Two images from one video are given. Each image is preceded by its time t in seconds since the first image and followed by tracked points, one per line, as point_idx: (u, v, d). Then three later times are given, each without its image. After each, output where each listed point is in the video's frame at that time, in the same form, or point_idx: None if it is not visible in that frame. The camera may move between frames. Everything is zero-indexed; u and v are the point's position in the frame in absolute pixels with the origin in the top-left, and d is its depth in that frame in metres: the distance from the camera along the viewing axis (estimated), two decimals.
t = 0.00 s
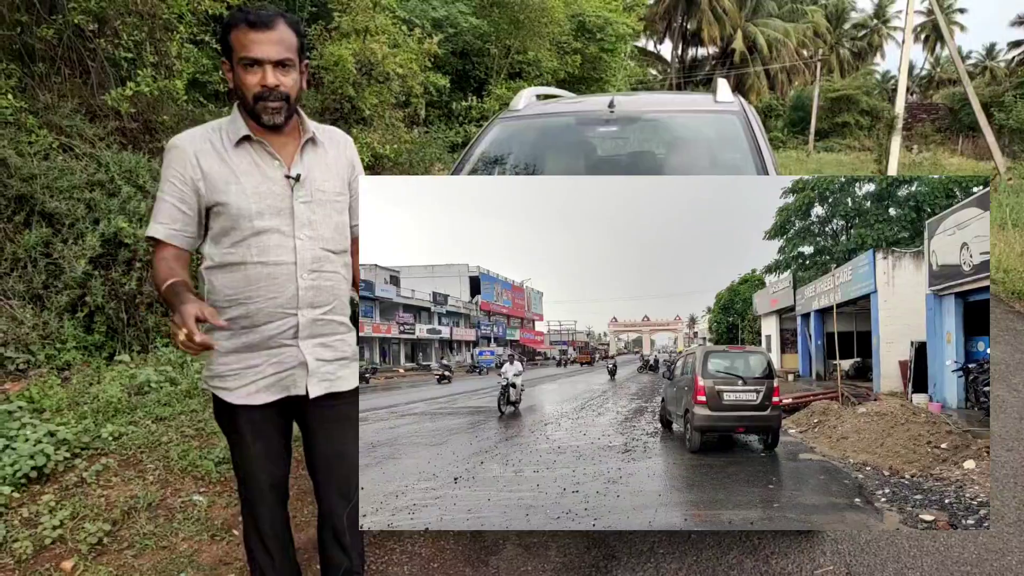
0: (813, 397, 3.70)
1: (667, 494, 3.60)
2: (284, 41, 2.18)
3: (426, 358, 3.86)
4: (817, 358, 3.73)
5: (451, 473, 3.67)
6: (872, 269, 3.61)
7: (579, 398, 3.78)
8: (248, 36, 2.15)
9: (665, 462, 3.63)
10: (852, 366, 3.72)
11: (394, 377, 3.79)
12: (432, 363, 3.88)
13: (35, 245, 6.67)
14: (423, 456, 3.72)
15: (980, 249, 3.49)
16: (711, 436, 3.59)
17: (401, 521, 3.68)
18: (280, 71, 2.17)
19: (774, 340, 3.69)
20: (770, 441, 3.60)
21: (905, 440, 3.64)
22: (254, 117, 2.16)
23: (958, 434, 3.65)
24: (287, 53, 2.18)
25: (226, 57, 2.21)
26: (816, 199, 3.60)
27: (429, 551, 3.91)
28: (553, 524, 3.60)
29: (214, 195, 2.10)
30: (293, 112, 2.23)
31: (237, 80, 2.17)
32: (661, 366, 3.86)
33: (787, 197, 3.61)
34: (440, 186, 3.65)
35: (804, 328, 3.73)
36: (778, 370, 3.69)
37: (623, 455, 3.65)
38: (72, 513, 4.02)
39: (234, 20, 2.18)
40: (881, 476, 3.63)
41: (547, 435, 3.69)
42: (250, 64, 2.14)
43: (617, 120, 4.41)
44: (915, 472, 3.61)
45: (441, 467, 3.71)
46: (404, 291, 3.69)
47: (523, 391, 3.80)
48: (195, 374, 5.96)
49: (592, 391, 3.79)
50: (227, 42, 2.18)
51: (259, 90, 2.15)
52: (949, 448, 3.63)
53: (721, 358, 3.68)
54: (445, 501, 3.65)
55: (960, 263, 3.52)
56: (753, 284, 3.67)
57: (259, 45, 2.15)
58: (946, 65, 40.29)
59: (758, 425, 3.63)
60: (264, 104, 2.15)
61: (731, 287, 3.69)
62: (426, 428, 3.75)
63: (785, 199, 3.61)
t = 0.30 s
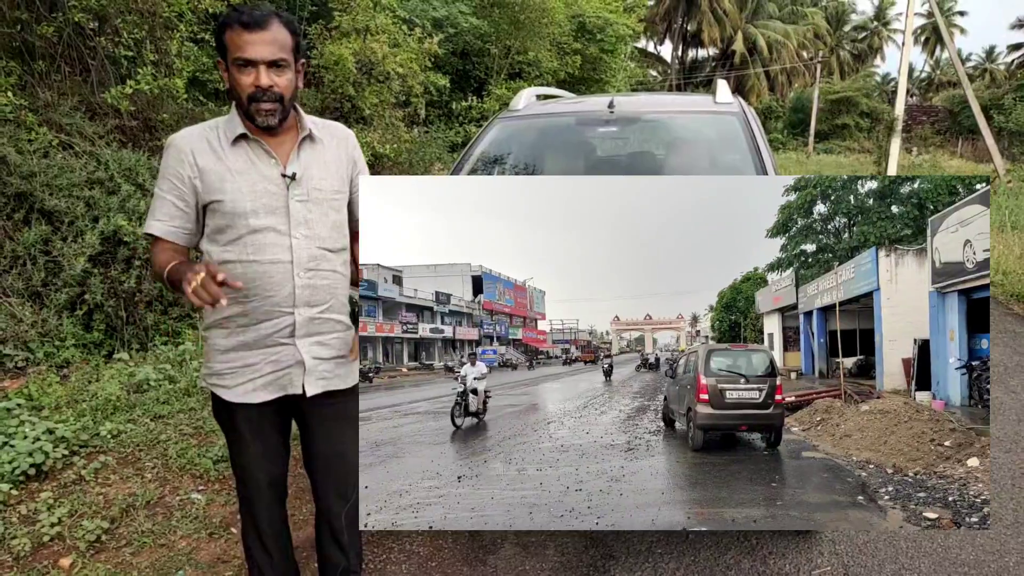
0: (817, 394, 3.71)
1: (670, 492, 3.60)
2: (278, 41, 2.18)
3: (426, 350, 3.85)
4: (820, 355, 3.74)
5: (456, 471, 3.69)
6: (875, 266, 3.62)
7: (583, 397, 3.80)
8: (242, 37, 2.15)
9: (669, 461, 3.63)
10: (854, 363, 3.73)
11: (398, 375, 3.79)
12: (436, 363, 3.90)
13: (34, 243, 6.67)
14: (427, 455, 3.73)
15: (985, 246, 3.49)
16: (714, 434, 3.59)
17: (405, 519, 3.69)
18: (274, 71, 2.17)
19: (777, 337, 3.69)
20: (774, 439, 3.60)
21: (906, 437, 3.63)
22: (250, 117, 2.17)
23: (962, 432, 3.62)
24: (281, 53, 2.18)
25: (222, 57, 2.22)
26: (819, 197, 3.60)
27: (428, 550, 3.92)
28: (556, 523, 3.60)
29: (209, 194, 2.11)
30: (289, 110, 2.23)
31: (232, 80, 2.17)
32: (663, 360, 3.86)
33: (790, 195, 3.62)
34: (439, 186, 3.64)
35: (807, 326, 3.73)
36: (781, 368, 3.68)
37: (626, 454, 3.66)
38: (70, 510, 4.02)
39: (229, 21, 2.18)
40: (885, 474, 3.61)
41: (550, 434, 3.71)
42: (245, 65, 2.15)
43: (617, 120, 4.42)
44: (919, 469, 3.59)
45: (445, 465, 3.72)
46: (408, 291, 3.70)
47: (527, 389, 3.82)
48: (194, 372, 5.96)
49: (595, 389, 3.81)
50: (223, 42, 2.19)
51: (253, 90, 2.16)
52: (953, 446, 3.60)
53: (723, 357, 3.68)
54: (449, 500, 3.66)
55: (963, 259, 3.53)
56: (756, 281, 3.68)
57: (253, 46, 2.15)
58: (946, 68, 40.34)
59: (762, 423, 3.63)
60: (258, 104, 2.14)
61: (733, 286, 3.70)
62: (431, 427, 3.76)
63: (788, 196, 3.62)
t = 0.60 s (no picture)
0: (818, 393, 3.67)
1: (672, 491, 3.61)
2: (274, 41, 2.17)
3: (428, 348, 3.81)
4: (822, 355, 3.71)
5: (457, 470, 3.68)
6: (876, 265, 3.63)
7: (584, 396, 3.78)
8: (239, 38, 2.14)
9: (670, 459, 3.63)
10: (857, 363, 3.70)
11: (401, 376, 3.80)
12: (437, 362, 3.85)
13: (31, 244, 6.66)
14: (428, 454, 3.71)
15: (986, 245, 3.49)
16: (716, 433, 3.60)
17: (407, 519, 3.66)
18: (271, 72, 2.16)
19: (779, 336, 3.68)
20: (775, 438, 3.59)
21: (906, 436, 3.63)
22: (246, 117, 2.17)
23: (964, 431, 3.63)
24: (278, 53, 2.17)
25: (218, 57, 2.21)
26: (820, 195, 3.60)
27: (426, 551, 3.91)
28: (558, 522, 3.60)
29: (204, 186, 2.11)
30: (285, 110, 2.22)
31: (229, 80, 2.17)
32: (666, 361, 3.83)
33: (791, 194, 3.61)
34: (438, 186, 3.62)
35: (807, 326, 3.72)
36: (782, 367, 3.67)
37: (627, 453, 3.66)
38: (66, 511, 4.00)
39: (225, 22, 2.18)
40: (886, 474, 3.62)
41: (551, 433, 3.70)
42: (241, 65, 2.14)
43: (614, 119, 4.42)
44: (921, 468, 3.61)
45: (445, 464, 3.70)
46: (409, 290, 3.69)
47: (528, 388, 3.80)
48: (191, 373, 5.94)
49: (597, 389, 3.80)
50: (219, 43, 2.18)
51: (250, 91, 2.15)
52: (954, 446, 3.61)
53: (725, 356, 3.68)
54: (450, 499, 3.65)
55: (965, 259, 3.54)
56: (758, 280, 3.67)
57: (249, 46, 2.14)
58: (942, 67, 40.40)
59: (763, 421, 3.63)
60: (253, 104, 2.13)
61: (733, 285, 3.68)
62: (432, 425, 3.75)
63: (789, 195, 3.61)
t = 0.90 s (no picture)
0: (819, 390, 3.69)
1: (677, 495, 3.61)
2: (270, 42, 2.16)
3: (431, 347, 3.67)
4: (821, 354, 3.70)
5: (464, 477, 3.65)
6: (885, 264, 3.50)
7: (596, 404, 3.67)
8: (234, 38, 2.14)
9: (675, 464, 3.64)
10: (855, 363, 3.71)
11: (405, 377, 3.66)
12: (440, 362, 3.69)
13: (26, 246, 6.65)
14: (433, 459, 3.67)
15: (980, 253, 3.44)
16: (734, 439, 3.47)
17: (411, 520, 3.68)
18: (265, 72, 2.16)
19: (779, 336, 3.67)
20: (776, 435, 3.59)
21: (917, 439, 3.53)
22: (240, 118, 2.16)
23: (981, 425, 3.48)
24: (273, 54, 2.16)
25: (212, 58, 2.21)
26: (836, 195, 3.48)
27: (423, 553, 3.91)
28: (564, 526, 3.60)
29: (200, 191, 2.11)
30: (280, 111, 2.21)
31: (223, 81, 2.16)
32: (686, 358, 3.67)
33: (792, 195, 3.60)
34: (437, 187, 3.60)
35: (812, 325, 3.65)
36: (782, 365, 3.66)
37: (636, 458, 3.62)
38: (61, 514, 3.99)
39: (219, 22, 2.17)
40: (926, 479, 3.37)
41: (560, 439, 3.64)
42: (235, 65, 2.13)
43: (610, 120, 4.42)
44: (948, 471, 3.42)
45: (451, 468, 3.66)
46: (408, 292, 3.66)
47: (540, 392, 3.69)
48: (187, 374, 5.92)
49: (610, 396, 3.68)
50: (213, 43, 2.17)
51: (245, 92, 2.15)
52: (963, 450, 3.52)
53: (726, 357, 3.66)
54: (454, 501, 3.66)
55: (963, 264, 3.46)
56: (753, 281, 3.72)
57: (244, 46, 2.13)
58: (937, 68, 40.52)
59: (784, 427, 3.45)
60: (248, 105, 2.13)
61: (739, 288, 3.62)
62: (438, 429, 3.69)
63: (803, 195, 3.50)
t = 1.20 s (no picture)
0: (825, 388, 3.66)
1: (680, 496, 3.59)
2: (271, 42, 2.16)
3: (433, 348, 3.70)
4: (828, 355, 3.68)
5: (461, 479, 3.64)
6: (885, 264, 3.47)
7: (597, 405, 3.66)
8: (235, 38, 2.14)
9: (676, 464, 3.62)
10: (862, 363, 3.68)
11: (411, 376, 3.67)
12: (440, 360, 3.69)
13: (32, 247, 6.66)
14: (433, 459, 3.66)
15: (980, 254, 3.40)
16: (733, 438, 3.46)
17: (409, 521, 3.68)
18: (267, 72, 2.15)
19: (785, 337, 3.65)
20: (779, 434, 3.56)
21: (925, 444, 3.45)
22: (242, 119, 2.15)
23: (980, 426, 3.46)
24: (275, 54, 2.16)
25: (213, 58, 2.20)
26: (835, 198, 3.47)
27: (427, 554, 3.90)
28: (564, 527, 3.59)
29: (207, 195, 2.11)
30: (283, 112, 2.20)
31: (225, 82, 2.16)
32: (684, 358, 3.67)
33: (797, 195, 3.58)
34: (437, 188, 3.60)
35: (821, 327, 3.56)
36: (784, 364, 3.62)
37: (637, 458, 3.61)
38: (68, 515, 3.99)
39: (221, 22, 2.17)
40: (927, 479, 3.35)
41: (561, 440, 3.62)
42: (237, 66, 2.13)
43: (615, 120, 4.40)
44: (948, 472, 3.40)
45: (449, 469, 3.65)
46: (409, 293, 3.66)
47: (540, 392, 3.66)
48: (192, 375, 5.93)
49: (609, 396, 3.67)
50: (214, 43, 2.17)
51: (247, 92, 2.14)
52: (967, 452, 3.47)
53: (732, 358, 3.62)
54: (453, 502, 3.65)
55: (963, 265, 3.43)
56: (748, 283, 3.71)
57: (246, 47, 2.13)
58: (944, 67, 40.33)
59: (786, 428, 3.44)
60: (250, 106, 2.13)
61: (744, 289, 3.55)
62: (437, 429, 3.68)
63: (807, 194, 3.48)
